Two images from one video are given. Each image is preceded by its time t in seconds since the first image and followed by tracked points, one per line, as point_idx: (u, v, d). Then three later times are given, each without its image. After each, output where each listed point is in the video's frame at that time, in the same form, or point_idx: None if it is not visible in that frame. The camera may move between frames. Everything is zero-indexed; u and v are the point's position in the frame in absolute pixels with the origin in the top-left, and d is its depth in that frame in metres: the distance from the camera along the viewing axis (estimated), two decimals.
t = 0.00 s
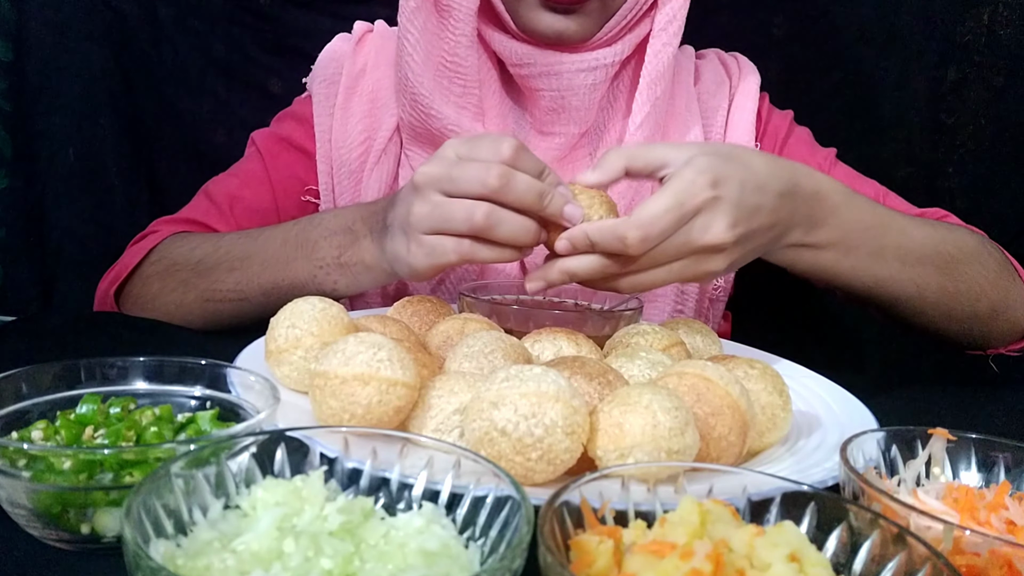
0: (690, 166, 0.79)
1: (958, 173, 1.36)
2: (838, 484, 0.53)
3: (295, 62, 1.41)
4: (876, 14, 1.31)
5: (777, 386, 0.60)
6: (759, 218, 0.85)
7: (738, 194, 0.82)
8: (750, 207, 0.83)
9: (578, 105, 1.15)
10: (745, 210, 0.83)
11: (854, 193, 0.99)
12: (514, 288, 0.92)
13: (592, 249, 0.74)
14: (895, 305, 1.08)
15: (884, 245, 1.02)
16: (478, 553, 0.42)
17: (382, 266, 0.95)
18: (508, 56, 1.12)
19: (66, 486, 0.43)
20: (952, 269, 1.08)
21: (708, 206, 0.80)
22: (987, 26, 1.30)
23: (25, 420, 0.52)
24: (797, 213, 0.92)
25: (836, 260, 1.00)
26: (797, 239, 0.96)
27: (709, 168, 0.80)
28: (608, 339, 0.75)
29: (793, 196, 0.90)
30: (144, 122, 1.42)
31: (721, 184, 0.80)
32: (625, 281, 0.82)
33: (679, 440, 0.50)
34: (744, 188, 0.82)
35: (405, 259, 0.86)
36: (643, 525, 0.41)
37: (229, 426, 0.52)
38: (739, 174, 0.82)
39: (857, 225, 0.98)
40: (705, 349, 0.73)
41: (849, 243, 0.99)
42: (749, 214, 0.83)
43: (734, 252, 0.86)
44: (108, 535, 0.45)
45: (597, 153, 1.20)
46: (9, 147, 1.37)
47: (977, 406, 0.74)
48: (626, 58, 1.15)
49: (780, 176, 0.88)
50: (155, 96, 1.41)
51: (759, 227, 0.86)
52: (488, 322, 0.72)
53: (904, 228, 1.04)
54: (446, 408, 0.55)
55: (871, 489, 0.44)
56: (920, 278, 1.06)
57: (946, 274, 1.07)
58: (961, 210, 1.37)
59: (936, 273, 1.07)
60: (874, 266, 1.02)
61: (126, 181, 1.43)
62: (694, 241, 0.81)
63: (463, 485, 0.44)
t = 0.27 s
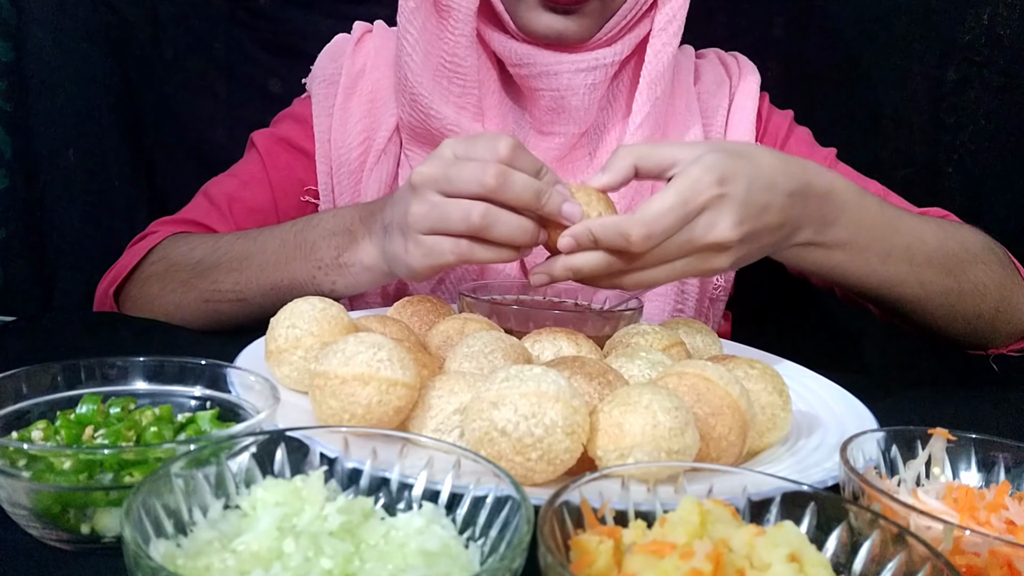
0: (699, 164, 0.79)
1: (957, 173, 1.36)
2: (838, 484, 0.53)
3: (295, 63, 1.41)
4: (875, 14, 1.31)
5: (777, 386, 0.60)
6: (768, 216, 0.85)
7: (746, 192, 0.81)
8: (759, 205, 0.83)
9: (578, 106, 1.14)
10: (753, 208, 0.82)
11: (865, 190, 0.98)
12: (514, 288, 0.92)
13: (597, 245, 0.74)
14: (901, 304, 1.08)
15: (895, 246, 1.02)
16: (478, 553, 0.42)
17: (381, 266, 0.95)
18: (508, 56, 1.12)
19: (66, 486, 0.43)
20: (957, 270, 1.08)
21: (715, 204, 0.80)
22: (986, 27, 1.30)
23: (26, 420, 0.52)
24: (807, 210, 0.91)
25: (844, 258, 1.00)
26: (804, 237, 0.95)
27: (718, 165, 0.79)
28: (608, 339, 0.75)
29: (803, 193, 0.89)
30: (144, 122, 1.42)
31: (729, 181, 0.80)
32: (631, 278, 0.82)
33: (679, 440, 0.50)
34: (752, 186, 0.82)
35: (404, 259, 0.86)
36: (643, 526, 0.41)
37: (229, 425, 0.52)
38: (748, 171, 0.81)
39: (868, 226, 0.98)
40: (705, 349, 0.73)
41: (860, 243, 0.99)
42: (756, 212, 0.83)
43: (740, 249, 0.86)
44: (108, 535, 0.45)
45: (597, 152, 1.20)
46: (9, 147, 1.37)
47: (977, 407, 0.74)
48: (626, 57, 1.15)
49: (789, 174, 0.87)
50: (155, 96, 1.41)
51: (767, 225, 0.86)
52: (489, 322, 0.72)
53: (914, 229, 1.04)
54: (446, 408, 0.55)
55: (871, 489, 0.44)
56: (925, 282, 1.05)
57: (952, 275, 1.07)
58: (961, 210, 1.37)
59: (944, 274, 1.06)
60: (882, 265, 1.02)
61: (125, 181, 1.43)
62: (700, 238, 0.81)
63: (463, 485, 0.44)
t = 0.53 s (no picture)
0: (693, 155, 0.79)
1: (957, 173, 1.36)
2: (838, 484, 0.53)
3: (295, 63, 1.42)
4: (875, 14, 1.31)
5: (777, 386, 0.60)
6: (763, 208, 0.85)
7: (740, 185, 0.81)
8: (753, 197, 0.83)
9: (577, 105, 1.14)
10: (747, 200, 0.83)
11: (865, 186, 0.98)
12: (514, 288, 0.92)
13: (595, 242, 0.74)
14: (902, 303, 1.08)
15: (894, 242, 1.02)
16: (478, 554, 0.42)
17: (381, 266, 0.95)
18: (507, 56, 1.12)
19: (66, 486, 0.43)
20: (958, 267, 1.08)
21: (708, 195, 0.80)
22: (985, 27, 1.30)
23: (26, 420, 0.52)
24: (806, 204, 0.91)
25: (844, 257, 1.00)
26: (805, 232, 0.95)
27: (711, 157, 0.79)
28: (608, 339, 0.75)
29: (801, 186, 0.89)
30: (144, 122, 1.42)
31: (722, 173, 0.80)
32: (628, 274, 0.82)
33: (679, 440, 0.50)
34: (746, 179, 0.82)
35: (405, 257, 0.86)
36: (643, 526, 0.41)
37: (229, 426, 0.52)
38: (741, 164, 0.82)
39: (868, 223, 0.98)
40: (705, 349, 0.73)
41: (859, 238, 0.99)
42: (749, 205, 0.83)
43: (736, 242, 0.86)
44: (108, 535, 0.45)
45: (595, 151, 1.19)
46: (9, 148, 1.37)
47: (977, 407, 0.74)
48: (625, 57, 1.15)
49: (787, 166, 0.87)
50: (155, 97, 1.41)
51: (763, 218, 0.86)
52: (488, 322, 0.72)
53: (914, 226, 1.04)
54: (446, 408, 0.55)
55: (871, 489, 0.44)
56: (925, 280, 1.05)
57: (953, 272, 1.07)
58: (961, 210, 1.37)
59: (944, 270, 1.06)
60: (882, 264, 1.02)
61: (125, 182, 1.43)
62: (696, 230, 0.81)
63: (463, 485, 0.44)
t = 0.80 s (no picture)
0: (684, 166, 0.79)
1: (958, 173, 1.36)
2: (838, 484, 0.53)
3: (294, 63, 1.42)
4: (875, 14, 1.31)
5: (777, 386, 0.60)
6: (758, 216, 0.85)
7: (735, 191, 0.82)
8: (748, 204, 0.83)
9: (576, 105, 1.14)
10: (743, 206, 0.83)
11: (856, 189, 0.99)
12: (514, 288, 0.92)
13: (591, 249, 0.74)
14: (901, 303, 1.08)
15: (893, 244, 1.02)
16: (478, 553, 0.42)
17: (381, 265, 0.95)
18: (506, 56, 1.12)
19: (66, 486, 0.43)
20: (956, 267, 1.08)
21: (703, 203, 0.80)
22: (986, 27, 1.30)
23: (26, 420, 0.52)
24: (799, 212, 0.92)
25: (844, 258, 1.00)
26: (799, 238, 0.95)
27: (703, 169, 0.80)
28: (608, 339, 0.75)
29: (794, 194, 0.90)
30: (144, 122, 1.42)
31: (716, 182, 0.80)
32: (624, 282, 0.82)
33: (679, 440, 0.50)
34: (740, 186, 0.82)
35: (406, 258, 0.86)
36: (643, 526, 0.41)
37: (230, 426, 0.52)
38: (735, 171, 0.82)
39: (864, 225, 0.98)
40: (705, 349, 0.73)
41: (858, 240, 0.99)
42: (746, 211, 0.83)
43: (733, 249, 0.86)
44: (108, 535, 0.45)
45: (594, 151, 1.19)
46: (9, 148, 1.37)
47: (977, 406, 0.74)
48: (625, 57, 1.15)
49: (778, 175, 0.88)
50: (155, 97, 1.41)
51: (760, 224, 0.86)
52: (488, 322, 0.72)
53: (909, 227, 1.04)
54: (446, 408, 0.55)
55: (871, 490, 0.44)
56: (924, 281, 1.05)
57: (950, 272, 1.07)
58: (962, 210, 1.37)
59: (941, 271, 1.06)
60: (883, 264, 1.02)
61: (125, 182, 1.42)
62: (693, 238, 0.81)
63: (464, 485, 0.44)
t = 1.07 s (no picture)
0: (690, 160, 0.79)
1: (957, 173, 1.36)
2: (838, 484, 0.53)
3: (294, 63, 1.41)
4: (875, 14, 1.31)
5: (777, 386, 0.60)
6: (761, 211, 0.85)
7: (738, 187, 0.81)
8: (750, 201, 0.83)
9: (575, 105, 1.13)
10: (745, 202, 0.82)
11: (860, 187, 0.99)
12: (514, 287, 0.92)
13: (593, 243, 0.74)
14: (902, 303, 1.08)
15: (893, 243, 1.02)
16: (478, 553, 0.42)
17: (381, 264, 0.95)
18: (505, 56, 1.12)
19: (66, 486, 0.43)
20: (956, 268, 1.08)
21: (707, 197, 0.79)
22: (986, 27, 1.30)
23: (26, 420, 0.52)
24: (805, 206, 0.92)
25: (844, 258, 1.00)
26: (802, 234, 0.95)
27: (708, 162, 0.79)
28: (608, 339, 0.75)
29: (800, 189, 0.89)
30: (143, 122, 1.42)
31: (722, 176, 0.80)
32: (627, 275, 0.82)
33: (679, 440, 0.50)
34: (744, 181, 0.82)
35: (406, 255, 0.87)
36: (643, 526, 0.41)
37: (230, 426, 0.52)
38: (739, 166, 0.82)
39: (865, 226, 0.98)
40: (705, 348, 0.73)
41: (857, 239, 0.99)
42: (748, 207, 0.83)
43: (735, 245, 0.86)
44: (108, 535, 0.45)
45: (593, 151, 1.19)
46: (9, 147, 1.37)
47: (977, 407, 0.74)
48: (624, 57, 1.15)
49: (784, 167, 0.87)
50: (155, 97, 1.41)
51: (762, 220, 0.86)
52: (488, 322, 0.72)
53: (913, 227, 1.04)
54: (446, 408, 0.55)
55: (871, 489, 0.44)
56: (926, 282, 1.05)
57: (952, 272, 1.07)
58: (961, 211, 1.37)
59: (943, 271, 1.06)
60: (882, 264, 1.02)
61: (125, 181, 1.42)
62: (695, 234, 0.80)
63: (463, 485, 0.44)
